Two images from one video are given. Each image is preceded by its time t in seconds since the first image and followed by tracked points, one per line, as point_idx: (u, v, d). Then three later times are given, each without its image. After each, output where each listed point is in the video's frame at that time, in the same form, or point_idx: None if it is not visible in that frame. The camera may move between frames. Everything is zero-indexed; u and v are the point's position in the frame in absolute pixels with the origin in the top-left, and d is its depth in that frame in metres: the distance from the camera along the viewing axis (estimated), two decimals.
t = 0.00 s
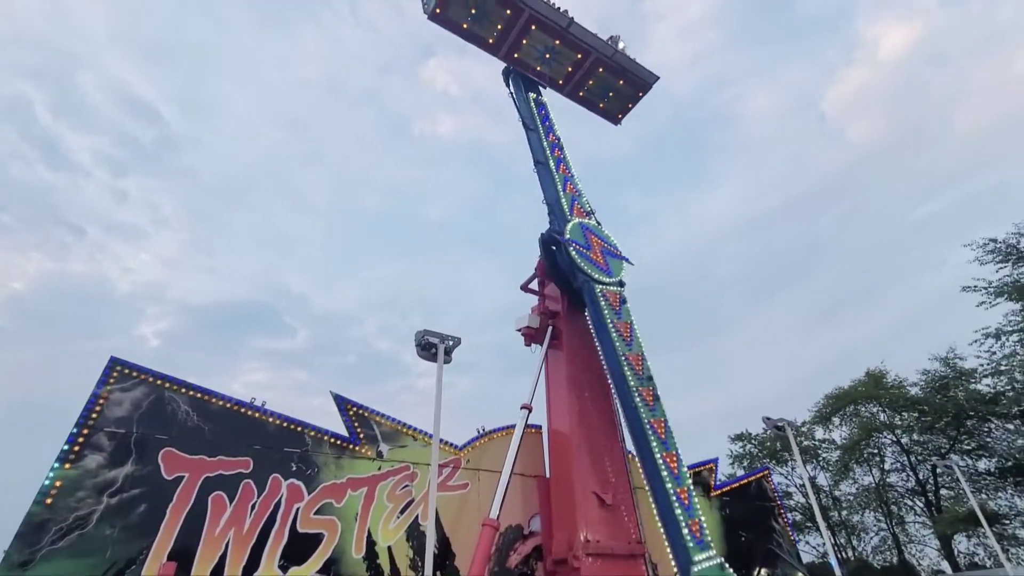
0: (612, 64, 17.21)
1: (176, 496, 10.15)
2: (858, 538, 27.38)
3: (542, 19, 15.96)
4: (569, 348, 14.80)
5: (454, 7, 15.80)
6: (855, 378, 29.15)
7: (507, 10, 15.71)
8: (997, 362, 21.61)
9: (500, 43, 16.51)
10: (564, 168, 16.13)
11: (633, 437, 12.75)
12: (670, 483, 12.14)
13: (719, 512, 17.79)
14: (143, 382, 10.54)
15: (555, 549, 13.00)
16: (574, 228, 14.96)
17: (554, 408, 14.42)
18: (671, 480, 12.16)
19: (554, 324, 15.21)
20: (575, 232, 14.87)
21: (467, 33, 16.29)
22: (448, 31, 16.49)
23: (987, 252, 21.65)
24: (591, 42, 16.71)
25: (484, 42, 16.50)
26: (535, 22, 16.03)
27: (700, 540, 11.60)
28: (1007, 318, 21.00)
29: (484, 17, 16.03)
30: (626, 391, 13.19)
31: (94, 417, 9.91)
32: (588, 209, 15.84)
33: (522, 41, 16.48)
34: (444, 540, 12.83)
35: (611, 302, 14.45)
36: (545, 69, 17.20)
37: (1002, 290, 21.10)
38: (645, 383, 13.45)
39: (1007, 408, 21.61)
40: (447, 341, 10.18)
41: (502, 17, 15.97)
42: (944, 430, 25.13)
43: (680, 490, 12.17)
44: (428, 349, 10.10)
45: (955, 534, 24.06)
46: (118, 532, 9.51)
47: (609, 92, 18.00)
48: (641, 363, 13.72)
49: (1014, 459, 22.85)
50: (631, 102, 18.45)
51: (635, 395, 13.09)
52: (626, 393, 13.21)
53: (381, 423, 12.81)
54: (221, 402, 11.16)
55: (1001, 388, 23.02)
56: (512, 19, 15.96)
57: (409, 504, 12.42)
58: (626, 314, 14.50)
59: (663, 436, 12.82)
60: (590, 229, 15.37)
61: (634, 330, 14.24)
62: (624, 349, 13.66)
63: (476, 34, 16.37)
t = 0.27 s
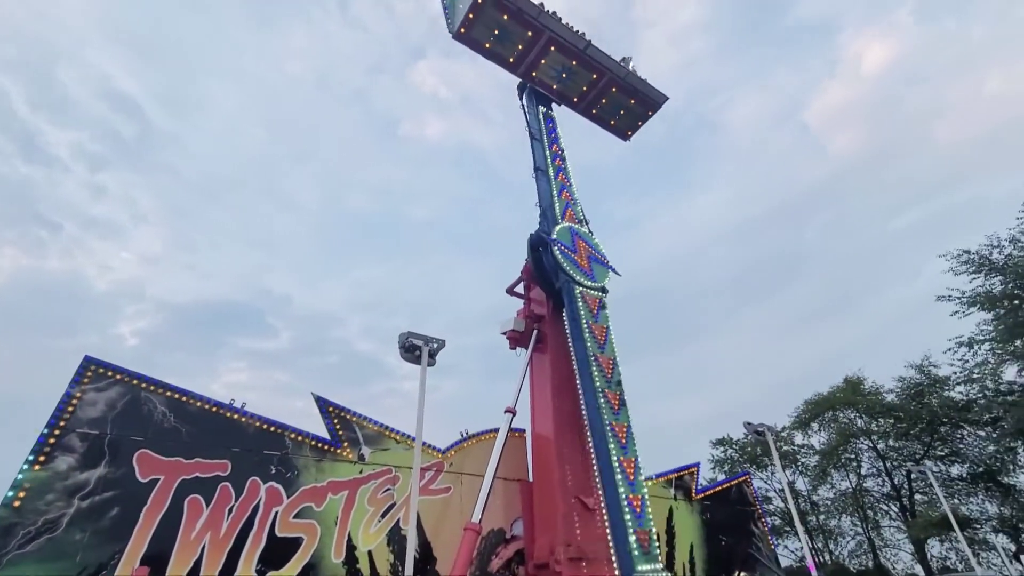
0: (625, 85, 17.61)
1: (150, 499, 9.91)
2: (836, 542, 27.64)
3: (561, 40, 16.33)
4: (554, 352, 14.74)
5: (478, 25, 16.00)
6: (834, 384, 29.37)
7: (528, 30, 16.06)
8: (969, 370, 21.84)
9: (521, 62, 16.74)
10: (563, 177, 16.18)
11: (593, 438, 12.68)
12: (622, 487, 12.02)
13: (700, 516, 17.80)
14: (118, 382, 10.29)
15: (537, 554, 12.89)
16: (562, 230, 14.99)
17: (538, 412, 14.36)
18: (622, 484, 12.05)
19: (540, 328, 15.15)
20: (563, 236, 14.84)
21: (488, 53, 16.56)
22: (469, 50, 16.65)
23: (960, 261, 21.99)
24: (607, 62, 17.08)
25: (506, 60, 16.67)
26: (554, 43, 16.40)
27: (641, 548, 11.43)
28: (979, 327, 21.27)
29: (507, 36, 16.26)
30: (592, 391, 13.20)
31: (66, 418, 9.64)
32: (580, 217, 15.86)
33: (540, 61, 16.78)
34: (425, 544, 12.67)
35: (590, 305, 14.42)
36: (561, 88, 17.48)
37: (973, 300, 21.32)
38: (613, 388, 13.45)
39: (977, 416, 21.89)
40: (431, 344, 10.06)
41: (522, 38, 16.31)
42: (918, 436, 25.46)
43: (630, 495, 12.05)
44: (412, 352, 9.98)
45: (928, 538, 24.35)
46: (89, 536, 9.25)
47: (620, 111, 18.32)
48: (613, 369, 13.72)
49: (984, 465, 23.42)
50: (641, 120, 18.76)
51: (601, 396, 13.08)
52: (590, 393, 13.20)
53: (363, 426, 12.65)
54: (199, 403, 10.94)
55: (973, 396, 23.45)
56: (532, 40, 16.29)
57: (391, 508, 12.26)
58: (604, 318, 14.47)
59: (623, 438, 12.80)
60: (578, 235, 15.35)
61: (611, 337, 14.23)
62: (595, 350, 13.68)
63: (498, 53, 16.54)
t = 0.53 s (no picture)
0: (638, 108, 17.65)
1: (123, 500, 9.68)
2: (811, 546, 27.91)
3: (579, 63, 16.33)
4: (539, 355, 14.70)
5: (501, 47, 15.84)
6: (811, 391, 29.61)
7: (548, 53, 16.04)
8: (942, 379, 22.10)
9: (539, 83, 16.67)
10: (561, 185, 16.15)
11: (551, 432, 12.76)
12: (571, 484, 12.09)
13: (680, 521, 17.84)
14: (92, 379, 10.05)
15: (517, 557, 12.81)
16: (551, 231, 14.98)
17: (521, 414, 14.29)
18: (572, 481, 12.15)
19: (524, 331, 15.08)
20: (551, 237, 14.81)
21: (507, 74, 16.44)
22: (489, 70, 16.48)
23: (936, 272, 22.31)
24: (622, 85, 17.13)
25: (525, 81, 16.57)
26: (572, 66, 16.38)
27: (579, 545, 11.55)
28: (953, 337, 21.54)
29: (527, 58, 16.16)
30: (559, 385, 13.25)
31: (36, 415, 9.39)
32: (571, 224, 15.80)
33: (557, 83, 16.73)
34: (405, 547, 12.53)
35: (569, 306, 14.40)
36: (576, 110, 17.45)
37: (947, 310, 21.53)
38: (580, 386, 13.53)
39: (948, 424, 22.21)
40: (415, 345, 9.96)
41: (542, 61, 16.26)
42: (893, 442, 25.83)
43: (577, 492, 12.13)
44: (395, 352, 9.87)
45: (901, 543, 24.68)
46: (57, 537, 9.02)
47: (631, 132, 18.32)
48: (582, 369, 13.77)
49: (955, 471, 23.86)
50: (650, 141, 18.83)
51: (564, 394, 13.11)
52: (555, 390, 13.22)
53: (344, 427, 12.48)
54: (176, 401, 10.72)
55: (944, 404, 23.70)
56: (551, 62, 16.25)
57: (370, 510, 12.12)
58: (581, 321, 14.43)
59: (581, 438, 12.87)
60: (567, 239, 15.28)
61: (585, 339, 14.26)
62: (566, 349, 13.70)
63: (517, 74, 16.42)
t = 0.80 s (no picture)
0: (649, 130, 17.63)
1: (95, 497, 9.45)
2: (788, 546, 28.17)
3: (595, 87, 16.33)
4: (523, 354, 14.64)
5: (521, 69, 15.78)
6: (790, 394, 29.87)
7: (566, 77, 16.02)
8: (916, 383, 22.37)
9: (554, 104, 16.67)
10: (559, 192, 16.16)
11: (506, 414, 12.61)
12: (517, 468, 11.92)
13: (660, 520, 17.88)
14: (65, 373, 9.79)
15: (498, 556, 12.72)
16: (541, 230, 14.96)
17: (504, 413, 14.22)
18: (520, 466, 11.95)
19: (509, 330, 15.00)
20: (541, 236, 14.78)
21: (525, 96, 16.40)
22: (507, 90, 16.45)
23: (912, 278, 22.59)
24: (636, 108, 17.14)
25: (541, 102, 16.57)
26: (588, 90, 16.38)
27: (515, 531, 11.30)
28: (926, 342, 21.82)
29: (545, 80, 16.16)
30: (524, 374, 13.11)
31: (6, 409, 9.13)
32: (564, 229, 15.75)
33: (573, 105, 16.71)
34: (385, 546, 12.40)
35: (547, 303, 14.34)
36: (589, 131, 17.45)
37: (921, 316, 21.80)
38: (545, 378, 13.37)
39: (921, 427, 22.53)
40: (399, 342, 9.84)
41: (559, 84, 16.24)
42: (868, 445, 26.06)
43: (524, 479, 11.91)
44: (379, 349, 9.74)
45: (874, 543, 25.02)
46: (26, 534, 8.78)
47: (641, 152, 18.33)
48: (550, 363, 13.64)
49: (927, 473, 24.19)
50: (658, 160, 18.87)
51: (526, 381, 12.95)
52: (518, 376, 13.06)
53: (325, 425, 12.31)
54: (153, 397, 10.49)
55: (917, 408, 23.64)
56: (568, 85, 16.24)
57: (351, 508, 11.97)
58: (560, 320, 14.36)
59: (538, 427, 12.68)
60: (556, 239, 15.25)
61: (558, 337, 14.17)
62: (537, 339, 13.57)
63: (534, 94, 16.41)
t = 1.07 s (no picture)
0: (666, 152, 17.53)
1: (77, 491, 9.31)
2: (772, 543, 28.38)
3: (614, 110, 16.38)
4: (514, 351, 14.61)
5: (544, 94, 15.92)
6: (778, 393, 30.07)
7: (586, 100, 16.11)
8: (900, 384, 22.57)
9: (575, 127, 16.71)
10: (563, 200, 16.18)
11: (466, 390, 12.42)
12: (467, 439, 11.54)
13: (647, 517, 17.94)
14: (48, 365, 9.63)
15: (485, 552, 12.68)
16: (537, 229, 14.98)
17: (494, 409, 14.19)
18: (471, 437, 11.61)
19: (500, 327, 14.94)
20: (535, 233, 14.77)
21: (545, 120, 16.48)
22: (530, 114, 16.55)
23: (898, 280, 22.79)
24: (653, 131, 17.12)
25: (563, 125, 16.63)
26: (607, 113, 16.42)
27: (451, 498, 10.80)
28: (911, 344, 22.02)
29: (567, 104, 16.28)
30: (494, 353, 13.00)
31: None
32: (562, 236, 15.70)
33: (593, 128, 16.73)
34: (373, 542, 12.33)
35: (530, 295, 14.30)
36: (608, 154, 17.43)
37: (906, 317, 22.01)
38: (513, 365, 13.17)
39: (904, 428, 22.76)
40: (389, 337, 9.76)
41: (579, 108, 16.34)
42: (852, 444, 26.20)
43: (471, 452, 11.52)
44: (369, 344, 9.65)
45: (856, 541, 25.26)
46: (6, 529, 8.65)
47: (656, 173, 18.21)
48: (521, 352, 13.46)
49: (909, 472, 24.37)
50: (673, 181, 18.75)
51: (492, 360, 12.76)
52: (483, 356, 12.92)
53: (313, 420, 12.21)
54: (138, 390, 10.35)
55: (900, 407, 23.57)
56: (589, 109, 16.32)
57: (338, 504, 11.90)
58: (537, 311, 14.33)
59: (499, 408, 12.36)
60: (552, 240, 15.25)
61: (534, 331, 14.03)
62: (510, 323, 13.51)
63: (556, 117, 16.50)
